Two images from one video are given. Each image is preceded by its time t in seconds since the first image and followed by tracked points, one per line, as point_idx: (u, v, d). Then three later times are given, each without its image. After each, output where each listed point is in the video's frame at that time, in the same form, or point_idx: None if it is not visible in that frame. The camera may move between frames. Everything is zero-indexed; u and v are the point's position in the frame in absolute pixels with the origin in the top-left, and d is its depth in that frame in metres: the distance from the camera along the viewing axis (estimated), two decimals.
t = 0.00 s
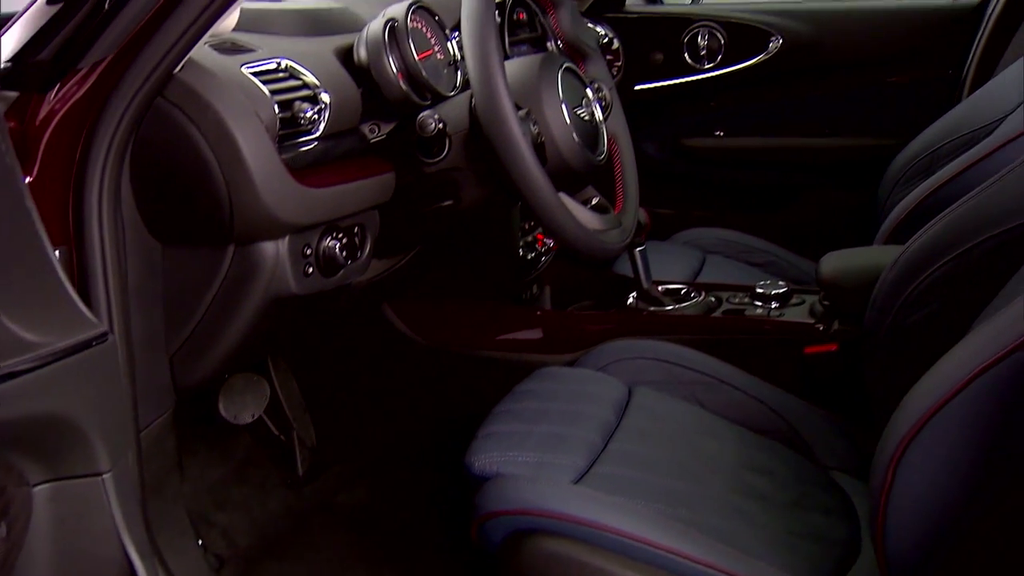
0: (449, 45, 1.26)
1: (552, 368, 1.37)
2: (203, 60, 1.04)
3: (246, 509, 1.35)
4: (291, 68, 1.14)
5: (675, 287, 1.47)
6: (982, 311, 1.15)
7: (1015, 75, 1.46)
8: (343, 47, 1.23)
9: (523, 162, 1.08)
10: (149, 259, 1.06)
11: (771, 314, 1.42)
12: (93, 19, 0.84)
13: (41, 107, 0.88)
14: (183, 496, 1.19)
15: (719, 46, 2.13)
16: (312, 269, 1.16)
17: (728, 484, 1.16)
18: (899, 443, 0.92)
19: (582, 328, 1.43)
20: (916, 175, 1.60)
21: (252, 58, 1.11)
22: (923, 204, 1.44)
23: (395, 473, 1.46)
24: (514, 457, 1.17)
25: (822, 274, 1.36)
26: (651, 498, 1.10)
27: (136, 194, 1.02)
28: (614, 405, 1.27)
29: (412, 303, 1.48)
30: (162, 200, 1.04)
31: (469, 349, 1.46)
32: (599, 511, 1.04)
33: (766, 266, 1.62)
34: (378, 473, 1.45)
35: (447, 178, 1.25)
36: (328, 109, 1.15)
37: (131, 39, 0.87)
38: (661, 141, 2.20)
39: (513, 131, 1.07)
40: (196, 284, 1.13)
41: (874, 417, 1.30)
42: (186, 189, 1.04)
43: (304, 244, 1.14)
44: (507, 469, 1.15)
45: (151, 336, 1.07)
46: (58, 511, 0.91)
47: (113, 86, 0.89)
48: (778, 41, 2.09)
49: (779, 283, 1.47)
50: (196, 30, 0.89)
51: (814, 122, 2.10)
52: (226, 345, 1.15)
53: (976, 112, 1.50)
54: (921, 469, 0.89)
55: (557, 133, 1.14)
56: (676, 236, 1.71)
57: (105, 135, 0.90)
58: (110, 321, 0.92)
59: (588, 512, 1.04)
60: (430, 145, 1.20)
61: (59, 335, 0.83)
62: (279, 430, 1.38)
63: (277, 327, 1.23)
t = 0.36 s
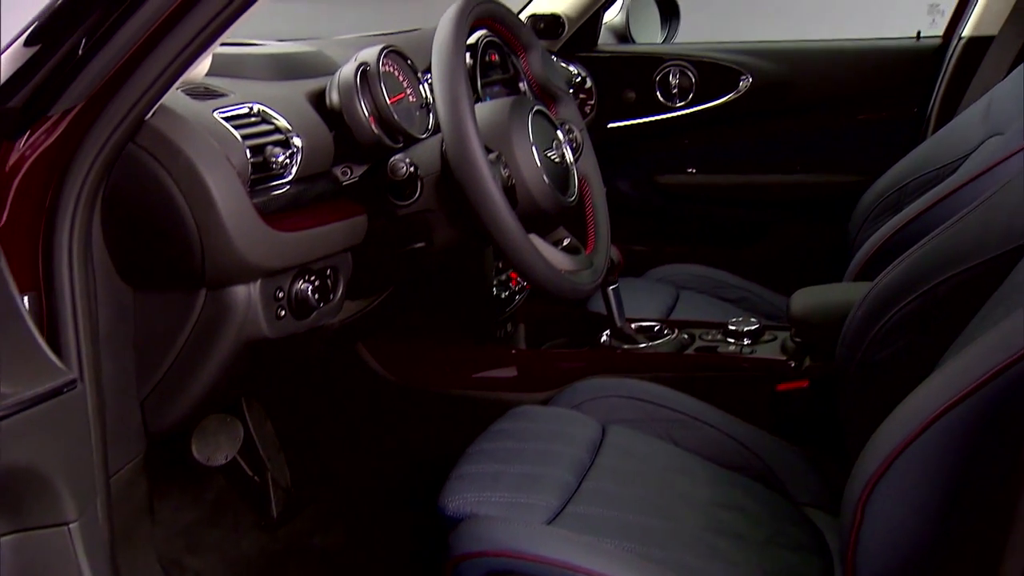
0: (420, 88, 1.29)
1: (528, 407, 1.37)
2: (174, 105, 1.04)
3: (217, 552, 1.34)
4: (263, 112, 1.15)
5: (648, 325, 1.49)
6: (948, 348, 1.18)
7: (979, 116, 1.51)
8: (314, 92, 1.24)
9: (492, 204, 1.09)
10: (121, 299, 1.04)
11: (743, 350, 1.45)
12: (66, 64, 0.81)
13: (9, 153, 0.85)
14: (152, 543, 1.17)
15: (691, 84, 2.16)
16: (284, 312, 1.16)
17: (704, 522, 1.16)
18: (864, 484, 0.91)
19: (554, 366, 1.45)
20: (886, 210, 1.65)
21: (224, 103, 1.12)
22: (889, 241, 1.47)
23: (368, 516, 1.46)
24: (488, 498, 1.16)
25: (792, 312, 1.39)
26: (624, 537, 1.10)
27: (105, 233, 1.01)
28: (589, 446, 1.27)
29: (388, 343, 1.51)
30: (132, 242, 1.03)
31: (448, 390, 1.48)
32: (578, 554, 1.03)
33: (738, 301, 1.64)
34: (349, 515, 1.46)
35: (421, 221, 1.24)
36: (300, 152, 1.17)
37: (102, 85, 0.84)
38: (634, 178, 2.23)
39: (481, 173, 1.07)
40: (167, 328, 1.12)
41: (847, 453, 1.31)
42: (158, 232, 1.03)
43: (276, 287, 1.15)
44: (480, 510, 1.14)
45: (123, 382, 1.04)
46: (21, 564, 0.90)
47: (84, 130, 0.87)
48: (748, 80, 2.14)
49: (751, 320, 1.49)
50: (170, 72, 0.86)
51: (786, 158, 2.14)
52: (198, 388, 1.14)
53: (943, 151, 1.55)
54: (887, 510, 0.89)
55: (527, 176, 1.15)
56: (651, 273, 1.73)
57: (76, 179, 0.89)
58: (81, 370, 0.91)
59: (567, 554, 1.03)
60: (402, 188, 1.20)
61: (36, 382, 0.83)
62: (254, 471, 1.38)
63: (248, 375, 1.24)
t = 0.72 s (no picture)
0: (398, 125, 1.30)
1: (504, 441, 1.38)
2: (149, 145, 1.05)
3: None
4: (240, 150, 1.16)
5: (626, 358, 1.52)
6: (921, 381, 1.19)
7: (947, 151, 1.58)
8: (291, 129, 1.26)
9: (466, 241, 1.09)
10: (98, 338, 1.03)
11: (721, 383, 1.45)
12: (44, 104, 0.79)
13: None
14: None
15: (667, 117, 2.19)
16: (260, 349, 1.16)
17: (682, 555, 1.15)
18: (838, 517, 0.90)
19: (535, 400, 1.48)
20: (861, 241, 1.67)
21: (200, 142, 1.12)
22: (864, 272, 1.48)
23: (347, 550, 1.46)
24: (467, 534, 1.15)
25: (768, 345, 1.40)
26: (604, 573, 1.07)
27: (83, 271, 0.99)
28: (567, 480, 1.27)
29: (365, 378, 1.53)
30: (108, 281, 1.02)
31: (426, 424, 1.48)
32: None
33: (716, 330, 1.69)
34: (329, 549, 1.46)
35: (397, 258, 1.24)
36: (277, 191, 1.17)
37: (78, 124, 0.83)
38: (612, 211, 2.27)
39: (456, 211, 1.08)
40: (141, 366, 1.10)
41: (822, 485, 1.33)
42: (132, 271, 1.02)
43: (252, 324, 1.15)
44: (459, 545, 1.13)
45: (99, 421, 1.03)
46: None
47: (60, 170, 0.85)
48: (724, 113, 2.16)
49: (730, 353, 1.51)
50: (148, 112, 0.84)
51: (762, 192, 2.19)
52: (174, 427, 1.13)
53: (911, 184, 1.61)
54: (861, 547, 0.89)
55: (502, 213, 1.16)
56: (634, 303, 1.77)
57: (52, 217, 0.88)
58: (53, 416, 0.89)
59: None
60: (379, 226, 1.21)
61: (10, 424, 0.84)
62: (231, 507, 1.38)
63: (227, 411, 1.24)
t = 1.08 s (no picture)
0: (376, 155, 1.33)
1: (484, 471, 1.38)
2: (128, 177, 1.05)
3: None
4: (219, 182, 1.17)
5: (606, 387, 1.55)
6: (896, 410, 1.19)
7: (921, 179, 1.61)
8: (270, 160, 1.28)
9: (444, 272, 1.10)
10: (72, 372, 1.01)
11: (700, 412, 1.48)
12: (21, 136, 0.78)
13: None
14: None
15: (646, 145, 2.23)
16: (239, 380, 1.15)
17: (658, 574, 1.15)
18: (814, 547, 0.91)
19: (516, 429, 1.51)
20: (838, 267, 1.69)
21: (179, 173, 1.13)
22: (842, 300, 1.49)
23: None
24: (446, 564, 1.15)
25: (748, 373, 1.41)
26: None
27: (57, 304, 0.98)
28: (547, 508, 1.27)
29: (343, 409, 1.56)
30: (83, 316, 1.01)
31: (406, 454, 1.52)
32: None
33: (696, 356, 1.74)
34: None
35: (377, 289, 1.26)
36: (256, 223, 1.18)
37: (55, 158, 0.81)
38: (592, 239, 2.29)
39: (434, 242, 1.08)
40: (118, 401, 1.08)
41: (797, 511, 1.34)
42: (108, 304, 1.01)
43: (232, 356, 1.14)
44: None
45: (75, 454, 1.03)
46: None
47: (37, 204, 0.84)
48: (702, 140, 2.20)
49: (708, 381, 1.53)
50: (128, 142, 0.83)
51: (741, 219, 2.22)
52: (152, 460, 1.11)
53: (887, 212, 1.63)
54: None
55: (481, 243, 1.17)
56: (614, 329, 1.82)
57: (29, 250, 0.86)
58: (30, 456, 0.89)
59: None
60: (357, 257, 1.22)
61: None
62: (212, 539, 1.38)
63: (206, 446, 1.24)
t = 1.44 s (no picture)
0: (362, 181, 1.35)
1: (471, 496, 1.38)
2: (113, 204, 1.04)
3: None
4: (205, 209, 1.18)
5: (593, 410, 1.58)
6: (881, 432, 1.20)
7: (904, 201, 1.63)
8: (256, 187, 1.29)
9: (429, 298, 1.10)
10: (57, 398, 1.01)
11: (687, 434, 1.51)
12: (6, 162, 0.77)
13: None
14: None
15: (632, 167, 2.24)
16: (224, 407, 1.15)
17: None
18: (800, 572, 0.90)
19: (500, 453, 1.55)
20: (824, 290, 1.70)
21: (166, 201, 1.13)
22: (826, 322, 1.50)
23: None
24: None
25: (733, 397, 1.42)
26: None
27: (41, 330, 0.97)
28: (534, 533, 1.26)
29: (329, 434, 1.58)
30: (71, 344, 1.00)
31: (392, 476, 1.55)
32: None
33: (683, 379, 1.78)
34: None
35: (362, 314, 1.27)
36: (242, 248, 1.19)
37: (37, 188, 0.79)
38: (579, 260, 2.31)
39: (419, 267, 1.09)
40: (101, 428, 1.07)
41: (783, 534, 1.34)
42: (94, 330, 1.00)
43: (217, 382, 1.14)
44: None
45: (58, 482, 1.01)
46: None
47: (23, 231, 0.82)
48: (688, 163, 2.22)
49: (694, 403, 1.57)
50: (110, 173, 0.81)
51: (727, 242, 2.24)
52: (137, 485, 1.10)
53: (871, 234, 1.65)
54: None
55: (465, 268, 1.17)
56: (602, 351, 1.87)
57: (14, 276, 0.85)
58: (13, 487, 0.90)
59: None
60: (343, 282, 1.23)
61: None
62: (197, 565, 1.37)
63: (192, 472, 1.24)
